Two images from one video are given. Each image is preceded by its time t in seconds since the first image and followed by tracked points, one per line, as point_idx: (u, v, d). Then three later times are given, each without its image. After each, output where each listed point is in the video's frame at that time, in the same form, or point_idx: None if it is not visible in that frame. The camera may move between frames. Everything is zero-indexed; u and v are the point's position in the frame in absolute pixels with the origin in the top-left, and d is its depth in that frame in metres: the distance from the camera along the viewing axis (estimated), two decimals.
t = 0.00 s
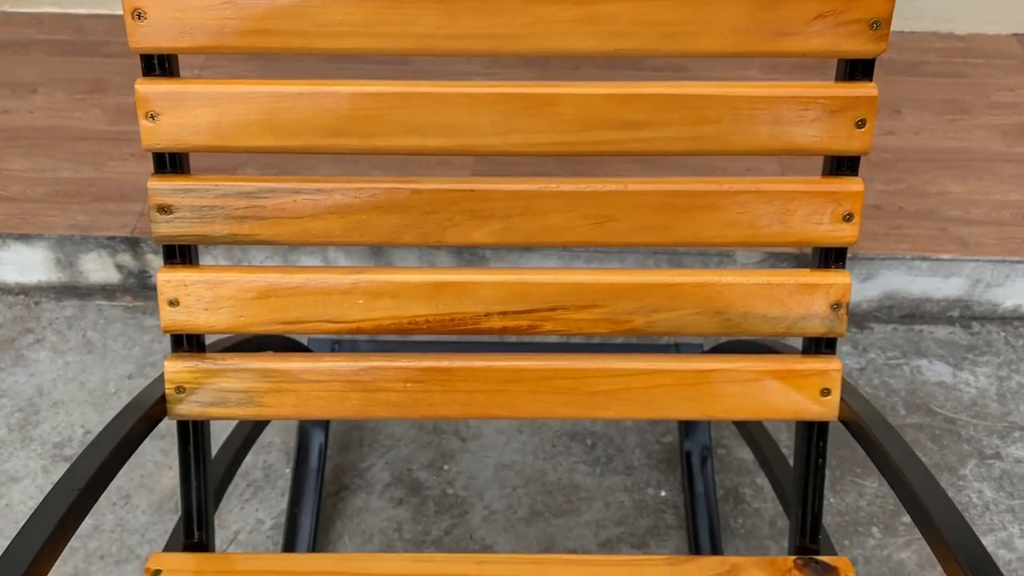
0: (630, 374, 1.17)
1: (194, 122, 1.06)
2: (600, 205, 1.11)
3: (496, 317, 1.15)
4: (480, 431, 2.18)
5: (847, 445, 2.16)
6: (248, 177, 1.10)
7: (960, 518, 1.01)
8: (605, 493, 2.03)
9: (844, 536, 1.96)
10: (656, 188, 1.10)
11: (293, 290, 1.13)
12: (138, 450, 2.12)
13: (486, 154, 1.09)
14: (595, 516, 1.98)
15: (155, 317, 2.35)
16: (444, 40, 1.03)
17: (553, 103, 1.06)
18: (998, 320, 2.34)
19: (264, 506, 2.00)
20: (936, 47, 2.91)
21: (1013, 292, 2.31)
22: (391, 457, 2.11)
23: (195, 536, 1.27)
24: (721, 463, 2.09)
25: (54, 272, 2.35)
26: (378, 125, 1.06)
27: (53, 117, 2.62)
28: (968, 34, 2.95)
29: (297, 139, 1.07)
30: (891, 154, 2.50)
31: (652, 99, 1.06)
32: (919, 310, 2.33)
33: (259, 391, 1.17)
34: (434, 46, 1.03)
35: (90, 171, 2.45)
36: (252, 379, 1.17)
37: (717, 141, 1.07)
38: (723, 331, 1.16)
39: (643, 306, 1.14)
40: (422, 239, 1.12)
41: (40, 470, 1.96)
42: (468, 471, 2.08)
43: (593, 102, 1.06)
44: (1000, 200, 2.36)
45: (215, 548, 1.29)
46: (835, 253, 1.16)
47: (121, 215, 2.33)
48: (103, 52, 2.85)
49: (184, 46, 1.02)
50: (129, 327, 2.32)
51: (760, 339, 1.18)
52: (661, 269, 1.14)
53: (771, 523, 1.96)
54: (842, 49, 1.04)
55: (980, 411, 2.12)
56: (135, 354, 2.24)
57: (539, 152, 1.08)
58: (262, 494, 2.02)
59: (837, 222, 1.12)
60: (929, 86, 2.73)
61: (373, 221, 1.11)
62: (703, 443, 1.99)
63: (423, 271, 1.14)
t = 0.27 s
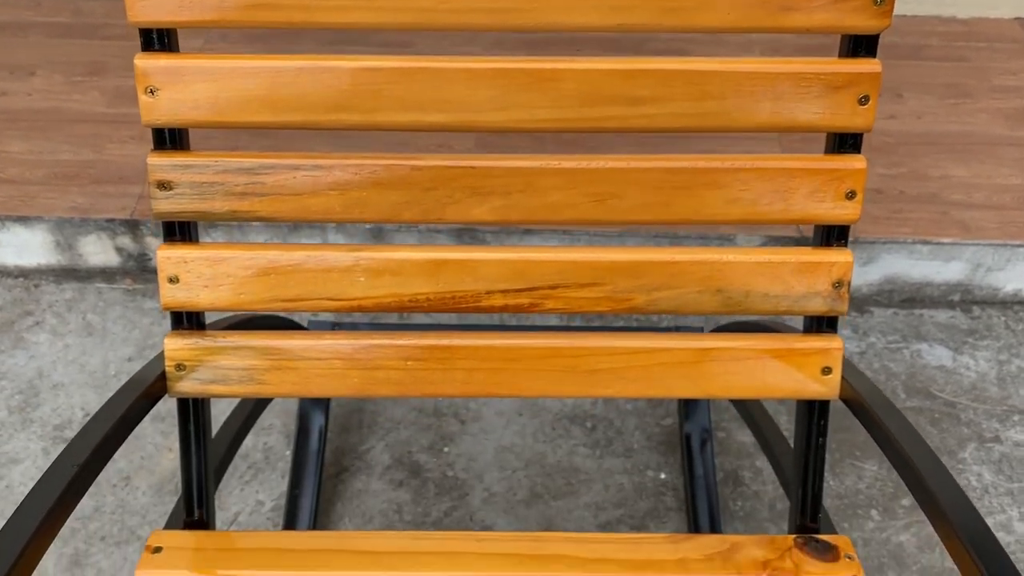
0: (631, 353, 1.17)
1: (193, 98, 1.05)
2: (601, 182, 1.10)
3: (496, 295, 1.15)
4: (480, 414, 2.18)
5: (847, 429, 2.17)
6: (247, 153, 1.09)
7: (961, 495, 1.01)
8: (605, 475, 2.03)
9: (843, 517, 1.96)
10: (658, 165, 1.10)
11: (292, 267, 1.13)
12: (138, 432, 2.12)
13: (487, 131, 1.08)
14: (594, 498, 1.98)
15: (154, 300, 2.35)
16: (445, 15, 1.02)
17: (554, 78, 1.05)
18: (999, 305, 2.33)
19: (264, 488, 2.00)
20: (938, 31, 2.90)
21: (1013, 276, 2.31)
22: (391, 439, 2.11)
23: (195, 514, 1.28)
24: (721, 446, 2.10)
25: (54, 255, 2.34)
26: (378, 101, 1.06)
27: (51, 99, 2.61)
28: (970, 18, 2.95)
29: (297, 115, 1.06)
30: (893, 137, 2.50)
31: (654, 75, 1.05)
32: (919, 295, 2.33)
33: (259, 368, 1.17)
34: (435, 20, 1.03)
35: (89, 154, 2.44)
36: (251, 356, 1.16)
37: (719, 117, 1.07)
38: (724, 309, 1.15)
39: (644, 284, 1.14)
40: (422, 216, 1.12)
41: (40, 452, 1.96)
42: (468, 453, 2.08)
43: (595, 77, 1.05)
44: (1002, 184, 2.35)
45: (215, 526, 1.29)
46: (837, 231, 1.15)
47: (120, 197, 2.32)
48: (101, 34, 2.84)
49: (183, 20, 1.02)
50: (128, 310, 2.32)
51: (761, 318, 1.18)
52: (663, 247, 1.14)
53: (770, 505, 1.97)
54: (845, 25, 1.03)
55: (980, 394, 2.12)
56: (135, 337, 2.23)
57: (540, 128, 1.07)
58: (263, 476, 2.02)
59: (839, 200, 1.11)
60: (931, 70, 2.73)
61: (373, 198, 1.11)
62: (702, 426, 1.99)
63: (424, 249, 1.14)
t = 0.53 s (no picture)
0: (631, 330, 1.17)
1: (193, 72, 1.04)
2: (603, 158, 1.10)
3: (497, 272, 1.14)
4: (481, 396, 2.18)
5: (846, 411, 2.17)
6: (247, 128, 1.09)
7: (963, 472, 1.01)
8: (605, 457, 2.04)
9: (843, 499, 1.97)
10: (659, 141, 1.10)
11: (293, 244, 1.13)
12: (138, 413, 2.13)
13: (489, 106, 1.08)
14: (594, 480, 1.98)
15: (154, 282, 2.34)
16: None
17: (556, 53, 1.05)
18: (999, 288, 2.33)
19: (264, 469, 2.00)
20: (940, 14, 2.90)
21: (1014, 260, 2.31)
22: (392, 421, 2.11)
23: (196, 491, 1.28)
24: (721, 428, 2.10)
25: (53, 237, 2.34)
26: (379, 76, 1.05)
27: (50, 81, 2.60)
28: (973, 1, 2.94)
29: (297, 89, 1.06)
30: (894, 120, 2.49)
31: (657, 49, 1.05)
32: (919, 278, 2.32)
33: (259, 345, 1.17)
34: None
35: (88, 135, 2.44)
36: (252, 333, 1.16)
37: (722, 92, 1.06)
38: (726, 286, 1.15)
39: (645, 261, 1.14)
40: (422, 192, 1.11)
41: (41, 433, 1.96)
42: (468, 435, 2.08)
43: (597, 52, 1.05)
44: (1003, 167, 2.35)
45: (216, 502, 1.29)
46: (839, 207, 1.15)
47: (120, 179, 2.32)
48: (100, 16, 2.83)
49: None
50: (128, 292, 2.31)
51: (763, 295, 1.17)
52: (664, 224, 1.14)
53: (769, 487, 1.97)
54: None
55: (979, 377, 2.12)
56: (135, 319, 2.23)
57: (542, 103, 1.07)
58: (263, 457, 2.02)
59: (841, 176, 1.11)
60: (933, 53, 2.72)
61: (373, 173, 1.10)
62: (702, 408, 1.99)
63: (425, 225, 1.14)
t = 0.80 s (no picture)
0: (633, 311, 1.17)
1: (192, 50, 1.04)
2: (604, 137, 1.10)
3: (497, 252, 1.14)
4: (480, 379, 2.18)
5: (845, 395, 2.17)
6: (246, 107, 1.08)
7: (965, 452, 1.02)
8: (604, 441, 2.04)
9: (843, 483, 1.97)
10: (661, 119, 1.09)
11: (293, 223, 1.12)
12: (138, 396, 2.13)
13: (489, 84, 1.07)
14: (594, 463, 1.99)
15: (153, 266, 2.33)
16: None
17: (557, 30, 1.04)
18: (999, 273, 2.33)
19: (265, 453, 2.01)
20: None
21: (1014, 244, 2.30)
22: (392, 405, 2.12)
23: (196, 471, 1.28)
24: (721, 412, 2.10)
25: (52, 221, 2.33)
26: (379, 53, 1.05)
27: (48, 64, 2.59)
28: None
29: (296, 67, 1.05)
30: (895, 104, 2.49)
31: (658, 28, 1.04)
32: (920, 263, 2.32)
33: (260, 325, 1.17)
34: None
35: (86, 119, 2.43)
36: (252, 313, 1.16)
37: (724, 70, 1.06)
38: (727, 267, 1.15)
39: (646, 241, 1.13)
40: (422, 171, 1.11)
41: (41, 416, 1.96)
42: (468, 419, 2.09)
43: (598, 30, 1.04)
44: (1004, 151, 2.35)
45: (216, 483, 1.30)
46: (841, 187, 1.14)
47: (118, 162, 2.31)
48: None
49: None
50: (127, 276, 2.30)
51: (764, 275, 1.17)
52: (665, 204, 1.13)
53: (769, 471, 1.98)
54: None
55: (979, 361, 2.12)
56: (135, 303, 2.23)
57: (543, 81, 1.06)
58: (263, 440, 2.02)
59: (843, 156, 1.10)
60: (934, 37, 2.72)
61: (373, 152, 1.10)
62: (702, 391, 1.99)
63: (425, 205, 1.13)
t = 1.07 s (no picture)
0: (633, 288, 1.16)
1: (189, 22, 1.03)
2: (605, 111, 1.09)
3: (497, 229, 1.13)
4: (480, 361, 2.18)
5: (845, 377, 2.17)
6: (244, 81, 1.07)
7: (967, 427, 1.01)
8: (604, 422, 2.04)
9: (843, 464, 1.97)
10: (662, 94, 1.08)
11: (291, 199, 1.12)
12: (138, 378, 2.13)
13: (489, 57, 1.06)
14: (594, 444, 1.99)
15: (152, 249, 2.32)
16: None
17: (558, 3, 1.04)
18: (1001, 255, 2.32)
19: (264, 434, 2.01)
20: None
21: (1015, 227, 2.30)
22: (392, 386, 2.11)
23: (195, 449, 1.28)
24: (721, 394, 2.10)
25: (50, 203, 2.32)
26: (378, 26, 1.04)
27: (46, 46, 2.58)
28: None
29: (294, 40, 1.04)
30: (897, 86, 2.48)
31: None
32: (921, 245, 2.31)
33: (258, 302, 1.16)
34: None
35: (84, 100, 2.42)
36: (251, 289, 1.16)
37: (726, 43, 1.05)
38: (728, 243, 1.14)
39: (647, 217, 1.13)
40: (422, 146, 1.10)
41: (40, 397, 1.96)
42: (468, 400, 2.09)
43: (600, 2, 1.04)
44: (1006, 133, 2.34)
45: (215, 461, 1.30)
46: (843, 163, 1.14)
47: (117, 144, 2.30)
48: None
49: None
50: (126, 259, 2.30)
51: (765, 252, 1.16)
52: (666, 180, 1.13)
53: (769, 452, 1.98)
54: None
55: (979, 343, 2.12)
56: (134, 285, 2.22)
57: (544, 54, 1.05)
58: (263, 422, 2.02)
59: (845, 131, 1.10)
60: (936, 20, 2.71)
61: (372, 127, 1.09)
62: (702, 373, 1.99)
63: (425, 181, 1.13)
